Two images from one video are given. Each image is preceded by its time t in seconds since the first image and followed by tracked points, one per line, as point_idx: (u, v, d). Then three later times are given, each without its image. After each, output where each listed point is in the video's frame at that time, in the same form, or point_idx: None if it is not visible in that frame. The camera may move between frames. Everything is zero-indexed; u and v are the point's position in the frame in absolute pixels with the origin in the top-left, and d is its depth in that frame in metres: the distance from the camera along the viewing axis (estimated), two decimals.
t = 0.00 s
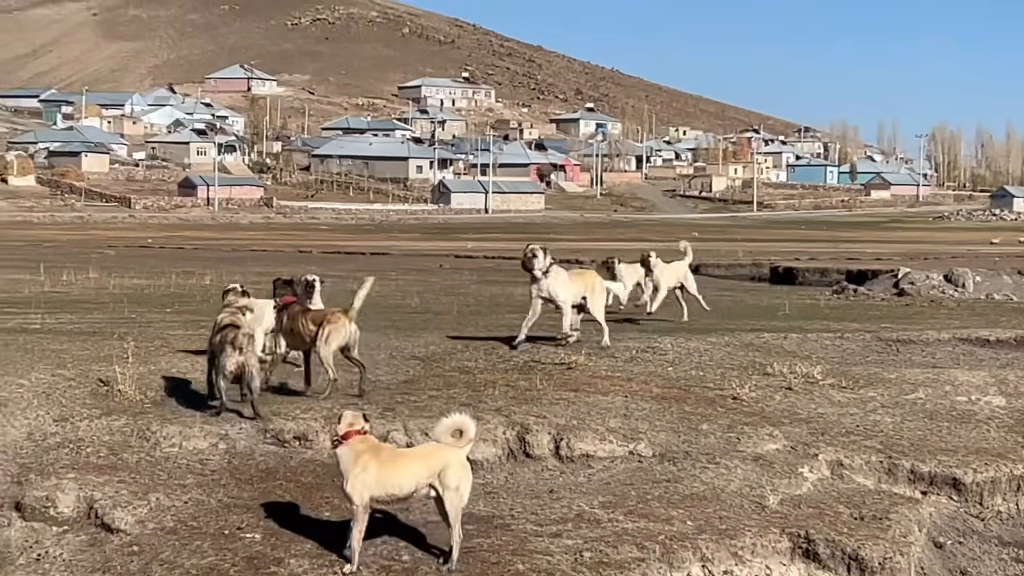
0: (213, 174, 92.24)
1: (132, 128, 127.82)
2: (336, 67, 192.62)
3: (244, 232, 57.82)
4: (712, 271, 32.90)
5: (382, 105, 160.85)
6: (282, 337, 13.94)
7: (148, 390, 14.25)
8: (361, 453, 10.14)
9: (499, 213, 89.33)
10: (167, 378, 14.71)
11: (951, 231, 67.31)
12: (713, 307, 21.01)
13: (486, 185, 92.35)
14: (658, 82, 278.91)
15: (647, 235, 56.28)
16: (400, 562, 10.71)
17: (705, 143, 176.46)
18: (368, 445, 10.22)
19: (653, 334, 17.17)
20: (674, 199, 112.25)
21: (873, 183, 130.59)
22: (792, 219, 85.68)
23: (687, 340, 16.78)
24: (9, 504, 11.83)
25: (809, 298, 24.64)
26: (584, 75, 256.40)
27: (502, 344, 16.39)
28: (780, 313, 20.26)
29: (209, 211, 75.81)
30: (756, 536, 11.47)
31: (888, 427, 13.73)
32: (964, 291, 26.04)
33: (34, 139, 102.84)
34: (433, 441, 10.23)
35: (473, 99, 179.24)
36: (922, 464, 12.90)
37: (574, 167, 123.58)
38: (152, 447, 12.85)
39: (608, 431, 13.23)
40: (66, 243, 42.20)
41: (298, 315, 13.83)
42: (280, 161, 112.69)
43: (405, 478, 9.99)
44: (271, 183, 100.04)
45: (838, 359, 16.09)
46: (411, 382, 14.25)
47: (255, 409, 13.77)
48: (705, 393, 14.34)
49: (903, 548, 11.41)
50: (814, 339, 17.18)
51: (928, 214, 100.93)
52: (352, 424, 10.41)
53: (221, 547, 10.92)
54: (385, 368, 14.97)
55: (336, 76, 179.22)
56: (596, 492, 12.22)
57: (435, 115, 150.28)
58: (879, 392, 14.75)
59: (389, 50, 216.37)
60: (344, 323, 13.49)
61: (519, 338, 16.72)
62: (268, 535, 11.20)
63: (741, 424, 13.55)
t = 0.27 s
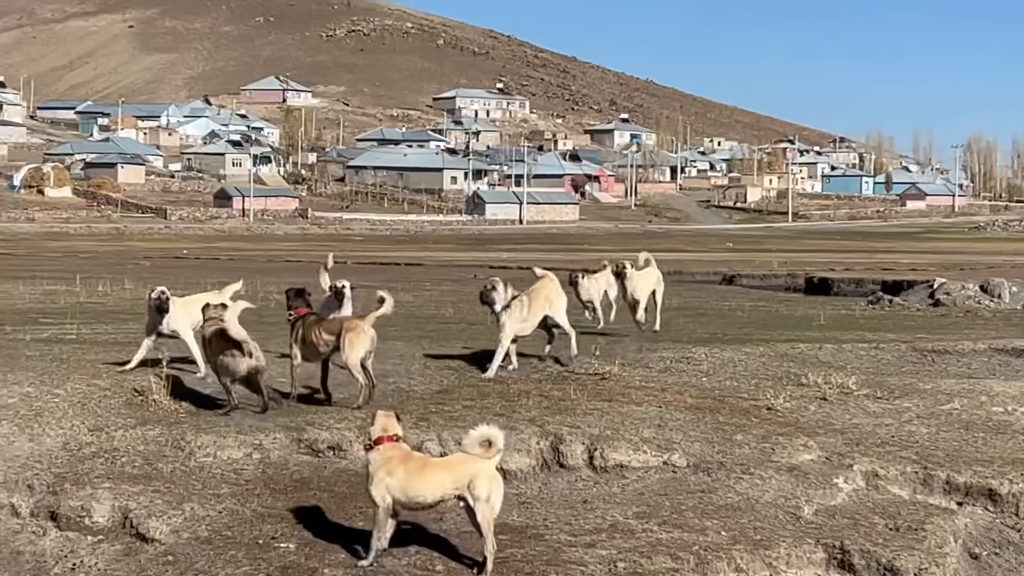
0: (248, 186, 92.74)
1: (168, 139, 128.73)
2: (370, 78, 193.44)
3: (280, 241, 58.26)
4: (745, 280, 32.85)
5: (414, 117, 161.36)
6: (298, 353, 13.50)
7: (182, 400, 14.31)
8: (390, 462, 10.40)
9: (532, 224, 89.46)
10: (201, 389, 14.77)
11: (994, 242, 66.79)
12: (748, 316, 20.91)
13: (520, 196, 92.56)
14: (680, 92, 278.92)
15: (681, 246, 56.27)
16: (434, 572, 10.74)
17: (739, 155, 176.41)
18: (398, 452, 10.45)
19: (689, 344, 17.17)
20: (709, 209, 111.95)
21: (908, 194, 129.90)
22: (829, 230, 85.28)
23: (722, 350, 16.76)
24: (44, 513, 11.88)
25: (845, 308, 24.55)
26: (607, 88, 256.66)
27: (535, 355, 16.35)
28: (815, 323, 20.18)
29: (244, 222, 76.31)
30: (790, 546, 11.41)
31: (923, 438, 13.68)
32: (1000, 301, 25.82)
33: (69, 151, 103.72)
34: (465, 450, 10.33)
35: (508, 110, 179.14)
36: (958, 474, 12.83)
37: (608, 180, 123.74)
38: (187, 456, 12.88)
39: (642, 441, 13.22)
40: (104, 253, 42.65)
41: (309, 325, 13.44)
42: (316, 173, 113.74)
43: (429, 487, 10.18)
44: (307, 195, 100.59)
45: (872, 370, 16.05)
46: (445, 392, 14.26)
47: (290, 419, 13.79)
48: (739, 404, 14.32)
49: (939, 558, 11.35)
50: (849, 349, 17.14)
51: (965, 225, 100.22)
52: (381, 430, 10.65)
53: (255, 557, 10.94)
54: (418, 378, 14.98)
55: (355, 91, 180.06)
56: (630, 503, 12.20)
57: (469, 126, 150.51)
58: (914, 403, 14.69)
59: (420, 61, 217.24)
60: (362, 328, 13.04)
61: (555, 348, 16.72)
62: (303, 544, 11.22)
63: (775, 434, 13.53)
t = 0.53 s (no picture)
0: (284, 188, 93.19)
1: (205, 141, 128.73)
2: (406, 79, 193.51)
3: (320, 245, 58.61)
4: (781, 283, 32.79)
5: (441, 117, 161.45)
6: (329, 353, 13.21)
7: (216, 402, 14.35)
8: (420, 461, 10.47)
9: (568, 226, 89.40)
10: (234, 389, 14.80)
11: None
12: (783, 318, 20.86)
13: (555, 198, 92.72)
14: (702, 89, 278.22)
15: (717, 250, 56.33)
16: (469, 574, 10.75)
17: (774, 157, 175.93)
18: (432, 452, 10.55)
19: (723, 346, 17.12)
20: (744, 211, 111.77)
21: (944, 196, 129.19)
22: (865, 233, 84.94)
23: (757, 353, 16.72)
24: (80, 514, 11.94)
25: (881, 310, 24.44)
26: (632, 89, 256.41)
27: (570, 357, 16.33)
28: (850, 325, 20.11)
29: (279, 224, 76.77)
30: (825, 549, 11.39)
31: (960, 441, 13.63)
32: None
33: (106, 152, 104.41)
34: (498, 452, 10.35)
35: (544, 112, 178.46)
36: (995, 478, 12.78)
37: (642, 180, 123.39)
38: (222, 458, 12.91)
39: (677, 443, 13.21)
40: (144, 256, 43.01)
41: (340, 325, 13.06)
42: (349, 175, 113.86)
43: (458, 486, 10.20)
44: (342, 196, 101.03)
45: (909, 372, 15.98)
46: (479, 394, 14.25)
47: (324, 420, 13.81)
48: (774, 407, 14.30)
49: (975, 562, 11.31)
50: (886, 352, 17.08)
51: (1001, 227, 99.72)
52: (413, 431, 10.75)
53: (290, 559, 10.97)
54: (450, 379, 14.97)
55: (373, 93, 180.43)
56: (664, 505, 12.19)
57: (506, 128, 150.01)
58: (950, 406, 14.63)
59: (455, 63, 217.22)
60: (391, 329, 12.71)
61: (589, 351, 16.70)
62: (337, 546, 11.24)
63: (810, 438, 13.50)
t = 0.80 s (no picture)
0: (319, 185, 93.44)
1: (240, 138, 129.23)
2: (440, 77, 193.69)
3: (352, 240, 58.51)
4: (817, 279, 32.64)
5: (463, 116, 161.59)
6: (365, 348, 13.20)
7: (252, 398, 14.38)
8: (452, 456, 10.35)
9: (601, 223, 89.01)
10: (270, 386, 14.84)
11: None
12: (820, 315, 20.77)
13: (590, 195, 92.58)
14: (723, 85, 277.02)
15: (752, 246, 56.17)
16: (504, 570, 10.75)
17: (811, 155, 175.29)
18: (464, 448, 10.40)
19: (759, 344, 17.08)
20: (779, 208, 111.40)
21: (981, 194, 128.39)
22: (902, 230, 84.45)
23: (793, 350, 16.68)
24: (117, 510, 11.97)
25: (918, 308, 24.35)
26: (662, 86, 255.97)
27: (605, 353, 16.33)
28: (888, 323, 20.02)
29: (314, 222, 76.97)
30: (861, 547, 11.36)
31: (998, 439, 13.56)
32: None
33: (141, 150, 105.16)
34: (528, 451, 10.23)
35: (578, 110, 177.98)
36: None
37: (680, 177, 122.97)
38: (259, 453, 12.94)
39: (713, 441, 13.20)
40: (177, 251, 43.02)
41: (376, 321, 13.06)
42: (387, 171, 114.15)
43: (490, 480, 10.07)
44: (377, 194, 101.31)
45: (946, 370, 15.92)
46: (514, 391, 14.27)
47: (360, 417, 13.83)
48: (810, 404, 14.27)
49: (1012, 560, 11.26)
50: (923, 350, 17.02)
51: None
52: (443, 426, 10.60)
53: (326, 555, 11.01)
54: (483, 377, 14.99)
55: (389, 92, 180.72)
56: (700, 503, 12.18)
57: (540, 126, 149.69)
58: (988, 404, 14.57)
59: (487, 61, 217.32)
60: (427, 326, 12.69)
61: (624, 348, 16.68)
62: (373, 542, 11.26)
63: (847, 435, 13.48)
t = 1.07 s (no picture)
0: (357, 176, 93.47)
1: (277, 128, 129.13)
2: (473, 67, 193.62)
3: (390, 232, 58.62)
4: (853, 272, 32.53)
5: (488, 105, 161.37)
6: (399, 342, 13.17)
7: (289, 390, 14.40)
8: (480, 449, 10.23)
9: (638, 215, 88.90)
10: (306, 378, 14.86)
11: None
12: (856, 309, 20.69)
13: (626, 186, 92.27)
14: (742, 69, 276.28)
15: (788, 239, 55.99)
16: (540, 564, 10.75)
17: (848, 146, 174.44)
18: (493, 442, 10.27)
19: (796, 337, 17.03)
20: (817, 200, 110.99)
21: (1021, 185, 127.65)
22: (937, 222, 84.00)
23: (830, 344, 16.63)
24: (154, 502, 11.99)
25: (957, 301, 24.22)
26: (695, 76, 255.16)
27: (640, 347, 16.29)
28: (925, 316, 19.92)
29: (351, 212, 77.12)
30: (899, 543, 11.34)
31: None
32: None
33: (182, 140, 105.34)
34: (557, 446, 10.11)
35: (615, 101, 177.61)
36: None
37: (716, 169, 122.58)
38: (295, 447, 12.95)
39: (749, 435, 13.17)
40: (215, 242, 43.21)
41: (412, 314, 13.02)
42: (422, 162, 114.14)
43: (522, 472, 9.93)
44: (413, 185, 101.38)
45: (983, 365, 15.87)
46: (550, 384, 14.24)
47: (395, 409, 13.83)
48: (847, 399, 14.24)
49: None
50: (960, 344, 16.95)
51: None
52: (469, 419, 10.43)
53: (362, 548, 11.03)
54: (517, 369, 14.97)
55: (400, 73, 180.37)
56: (736, 497, 12.16)
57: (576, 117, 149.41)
58: None
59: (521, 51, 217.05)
60: (463, 318, 12.66)
61: (660, 341, 16.65)
62: (408, 536, 11.27)
63: (884, 430, 13.46)
